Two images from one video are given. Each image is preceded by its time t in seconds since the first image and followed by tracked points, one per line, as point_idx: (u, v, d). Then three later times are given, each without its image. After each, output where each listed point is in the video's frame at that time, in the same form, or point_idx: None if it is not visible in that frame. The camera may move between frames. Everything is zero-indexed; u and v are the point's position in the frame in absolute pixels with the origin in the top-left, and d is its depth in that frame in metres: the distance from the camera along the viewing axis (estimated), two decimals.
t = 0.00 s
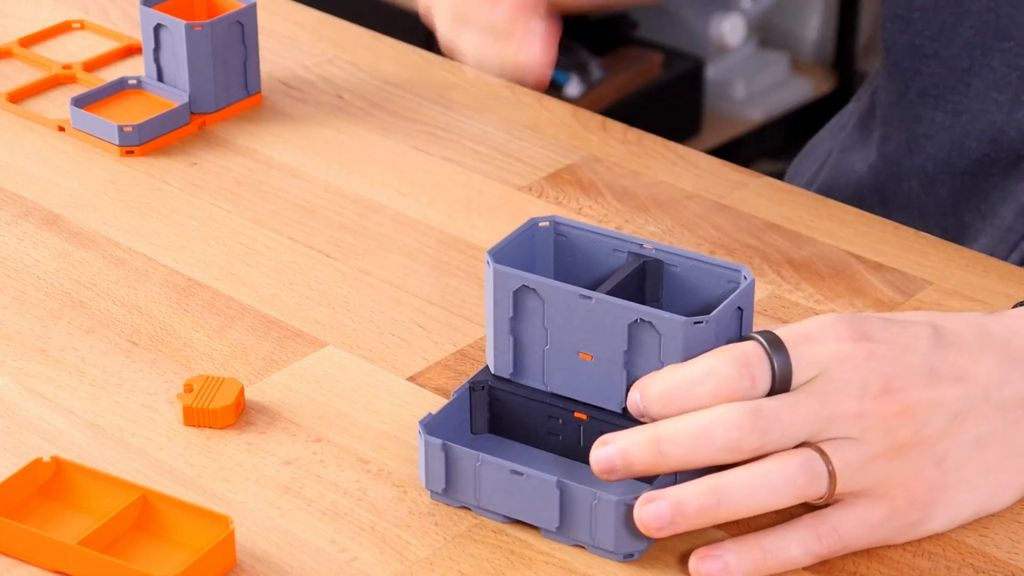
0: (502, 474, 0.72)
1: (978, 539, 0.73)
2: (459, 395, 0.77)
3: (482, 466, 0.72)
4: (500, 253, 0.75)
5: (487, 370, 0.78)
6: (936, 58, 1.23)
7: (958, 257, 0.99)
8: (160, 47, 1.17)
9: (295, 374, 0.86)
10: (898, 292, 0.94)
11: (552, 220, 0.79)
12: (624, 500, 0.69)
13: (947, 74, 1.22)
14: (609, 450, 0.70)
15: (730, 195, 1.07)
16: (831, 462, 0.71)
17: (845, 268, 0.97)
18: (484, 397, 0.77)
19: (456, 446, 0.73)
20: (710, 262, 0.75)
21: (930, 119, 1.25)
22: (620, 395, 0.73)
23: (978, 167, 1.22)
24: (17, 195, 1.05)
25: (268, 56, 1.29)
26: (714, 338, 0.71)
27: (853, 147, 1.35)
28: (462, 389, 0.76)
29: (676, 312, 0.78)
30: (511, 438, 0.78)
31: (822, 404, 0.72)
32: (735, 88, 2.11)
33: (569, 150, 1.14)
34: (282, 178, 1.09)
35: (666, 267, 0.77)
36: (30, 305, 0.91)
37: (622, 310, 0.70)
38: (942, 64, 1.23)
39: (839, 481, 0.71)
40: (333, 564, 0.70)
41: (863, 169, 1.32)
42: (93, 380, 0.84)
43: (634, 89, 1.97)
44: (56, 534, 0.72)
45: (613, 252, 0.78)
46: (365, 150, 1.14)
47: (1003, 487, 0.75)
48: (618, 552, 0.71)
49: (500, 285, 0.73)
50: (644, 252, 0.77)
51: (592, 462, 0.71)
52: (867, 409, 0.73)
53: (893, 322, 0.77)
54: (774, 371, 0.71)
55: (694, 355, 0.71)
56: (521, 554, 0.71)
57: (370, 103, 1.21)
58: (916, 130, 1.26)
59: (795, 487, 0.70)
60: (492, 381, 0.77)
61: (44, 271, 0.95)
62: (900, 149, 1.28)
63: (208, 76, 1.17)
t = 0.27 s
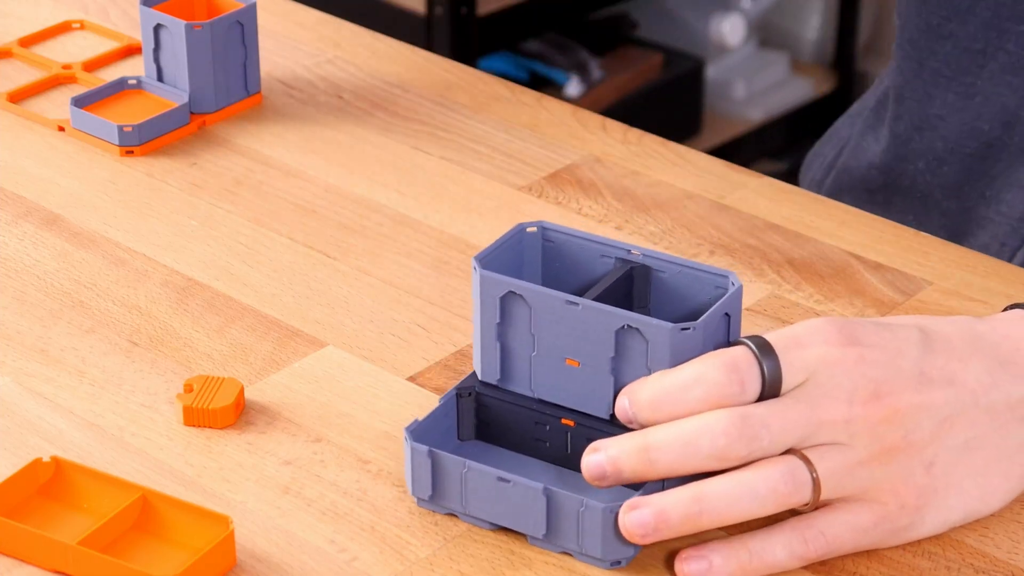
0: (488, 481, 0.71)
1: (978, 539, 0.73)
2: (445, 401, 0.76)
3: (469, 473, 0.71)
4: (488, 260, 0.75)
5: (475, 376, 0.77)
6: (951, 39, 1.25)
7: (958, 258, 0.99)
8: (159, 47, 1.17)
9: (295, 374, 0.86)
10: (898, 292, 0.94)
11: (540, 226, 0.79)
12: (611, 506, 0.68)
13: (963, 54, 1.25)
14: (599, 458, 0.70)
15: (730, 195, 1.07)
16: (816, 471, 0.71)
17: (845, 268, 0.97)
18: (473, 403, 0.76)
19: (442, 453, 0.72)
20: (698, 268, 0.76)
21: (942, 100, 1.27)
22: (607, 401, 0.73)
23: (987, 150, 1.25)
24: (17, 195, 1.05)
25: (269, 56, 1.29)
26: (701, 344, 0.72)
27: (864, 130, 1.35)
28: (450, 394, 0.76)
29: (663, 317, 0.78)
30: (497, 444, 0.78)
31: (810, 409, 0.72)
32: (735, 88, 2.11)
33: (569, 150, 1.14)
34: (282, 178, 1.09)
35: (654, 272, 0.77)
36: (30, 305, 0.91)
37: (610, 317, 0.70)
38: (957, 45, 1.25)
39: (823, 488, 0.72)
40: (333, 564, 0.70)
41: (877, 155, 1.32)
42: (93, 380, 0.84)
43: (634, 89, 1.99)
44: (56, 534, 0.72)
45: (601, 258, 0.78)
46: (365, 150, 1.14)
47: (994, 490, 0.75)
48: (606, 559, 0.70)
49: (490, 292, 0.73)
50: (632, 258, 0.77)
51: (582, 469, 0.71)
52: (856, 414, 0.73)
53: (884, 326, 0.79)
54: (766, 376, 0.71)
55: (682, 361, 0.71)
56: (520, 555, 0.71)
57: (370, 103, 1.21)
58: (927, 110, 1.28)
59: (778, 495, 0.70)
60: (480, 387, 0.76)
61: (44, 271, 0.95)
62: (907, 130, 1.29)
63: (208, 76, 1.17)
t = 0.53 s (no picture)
0: (487, 481, 0.71)
1: (978, 539, 0.73)
2: (442, 403, 0.76)
3: (468, 473, 0.71)
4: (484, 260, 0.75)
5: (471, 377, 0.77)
6: (953, 39, 1.25)
7: (958, 258, 0.99)
8: (159, 47, 1.17)
9: (295, 374, 0.86)
10: (898, 292, 0.94)
11: (535, 226, 0.79)
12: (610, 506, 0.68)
13: (964, 54, 1.25)
14: (601, 460, 0.70)
15: (730, 195, 1.07)
16: (816, 471, 0.71)
17: (845, 268, 0.97)
18: (469, 404, 0.76)
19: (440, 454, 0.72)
20: (694, 267, 0.75)
21: (943, 99, 1.27)
22: (605, 401, 0.72)
23: (987, 149, 1.25)
24: (17, 195, 1.05)
25: (269, 56, 1.29)
26: (700, 343, 0.71)
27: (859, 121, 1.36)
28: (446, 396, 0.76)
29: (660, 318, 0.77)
30: (495, 445, 0.77)
31: (811, 408, 0.72)
32: (735, 88, 2.11)
33: (569, 150, 1.14)
34: (282, 178, 1.09)
35: (650, 272, 0.77)
36: (30, 305, 0.91)
37: (607, 316, 0.70)
38: (959, 45, 1.25)
39: (823, 489, 0.72)
40: (333, 564, 0.70)
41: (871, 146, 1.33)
42: (93, 380, 0.84)
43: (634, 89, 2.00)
44: (56, 534, 0.71)
45: (596, 258, 0.78)
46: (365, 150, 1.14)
47: (992, 490, 0.75)
48: (605, 559, 0.70)
49: (486, 292, 0.73)
50: (627, 258, 0.77)
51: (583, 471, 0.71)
52: (857, 412, 0.73)
53: (882, 326, 0.79)
54: (764, 376, 0.71)
55: (680, 361, 0.71)
56: (521, 554, 0.71)
57: (370, 103, 1.21)
58: (927, 109, 1.28)
59: (777, 495, 0.70)
60: (476, 389, 0.76)
61: (44, 271, 0.95)
62: (907, 129, 1.29)
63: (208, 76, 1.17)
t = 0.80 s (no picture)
0: (478, 484, 0.71)
1: (978, 539, 0.73)
2: (431, 406, 0.76)
3: (459, 476, 0.71)
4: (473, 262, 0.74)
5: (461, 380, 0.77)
6: (964, 49, 1.23)
7: (958, 258, 0.99)
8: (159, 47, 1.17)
9: (295, 374, 0.86)
10: (898, 292, 0.94)
11: (524, 227, 0.78)
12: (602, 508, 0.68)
13: (975, 65, 1.22)
14: (590, 462, 0.70)
15: (730, 195, 1.07)
16: (805, 469, 0.71)
17: (845, 268, 0.97)
18: (460, 406, 0.76)
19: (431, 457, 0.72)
20: (684, 269, 0.75)
21: (954, 110, 1.25)
22: (595, 402, 0.72)
23: (999, 160, 1.23)
24: (17, 195, 1.05)
25: (268, 56, 1.29)
26: (689, 344, 0.71)
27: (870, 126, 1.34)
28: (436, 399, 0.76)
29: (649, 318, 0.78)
30: (484, 447, 0.78)
31: (799, 405, 0.72)
32: (735, 87, 2.11)
33: (568, 150, 1.14)
34: (282, 178, 1.09)
35: (639, 273, 0.77)
36: (30, 305, 0.91)
37: (597, 318, 0.69)
38: (970, 56, 1.23)
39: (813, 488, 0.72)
40: (333, 564, 0.70)
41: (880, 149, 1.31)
42: (93, 380, 0.84)
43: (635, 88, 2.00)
44: (56, 534, 0.71)
45: (585, 259, 0.78)
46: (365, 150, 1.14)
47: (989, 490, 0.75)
48: (597, 560, 0.70)
49: (475, 294, 0.72)
50: (616, 259, 0.77)
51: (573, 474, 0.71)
52: (846, 410, 0.73)
53: (869, 325, 0.79)
54: (751, 380, 0.71)
55: (670, 362, 0.71)
56: (520, 555, 0.71)
57: (370, 104, 1.21)
58: (938, 121, 1.26)
59: (767, 495, 0.70)
60: (465, 391, 0.76)
61: (44, 271, 0.95)
62: (919, 140, 1.28)
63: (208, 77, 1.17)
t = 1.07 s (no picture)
0: (474, 474, 0.71)
1: (978, 539, 0.73)
2: (424, 397, 0.75)
3: (454, 468, 0.71)
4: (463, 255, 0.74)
5: (452, 372, 0.77)
6: (966, 62, 1.23)
7: (958, 258, 0.99)
8: (159, 47, 1.17)
9: (295, 374, 0.86)
10: (898, 292, 0.94)
11: (512, 219, 0.78)
12: (597, 496, 0.69)
13: (977, 77, 1.22)
14: (606, 437, 0.69)
15: (730, 195, 1.07)
16: (809, 461, 0.72)
17: (846, 268, 0.97)
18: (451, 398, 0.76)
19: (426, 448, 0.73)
20: (673, 258, 0.76)
21: (957, 124, 1.24)
22: (588, 392, 0.72)
23: (1005, 172, 1.22)
24: (17, 195, 1.05)
25: (269, 56, 1.29)
26: (683, 332, 0.71)
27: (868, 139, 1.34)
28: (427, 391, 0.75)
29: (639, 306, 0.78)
30: (476, 438, 0.77)
31: (816, 389, 0.72)
32: (735, 88, 2.11)
33: (569, 150, 1.14)
34: (282, 178, 1.09)
35: (628, 262, 0.77)
36: (31, 305, 0.91)
37: (589, 308, 0.70)
38: (972, 68, 1.23)
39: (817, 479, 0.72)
40: (333, 564, 0.70)
41: (879, 162, 1.30)
42: (93, 380, 0.84)
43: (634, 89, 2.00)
44: (56, 534, 0.71)
45: (574, 250, 0.78)
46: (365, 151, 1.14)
47: (991, 490, 0.75)
48: (594, 548, 0.70)
49: (467, 286, 0.72)
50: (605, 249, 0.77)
51: (585, 449, 0.70)
52: (857, 397, 0.73)
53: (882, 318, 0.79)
54: (773, 361, 0.72)
55: (663, 351, 0.71)
56: (520, 554, 0.71)
57: (371, 104, 1.21)
58: (941, 134, 1.25)
59: (770, 486, 0.71)
60: (457, 382, 0.76)
61: (44, 271, 0.95)
62: (922, 154, 1.27)
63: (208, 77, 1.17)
